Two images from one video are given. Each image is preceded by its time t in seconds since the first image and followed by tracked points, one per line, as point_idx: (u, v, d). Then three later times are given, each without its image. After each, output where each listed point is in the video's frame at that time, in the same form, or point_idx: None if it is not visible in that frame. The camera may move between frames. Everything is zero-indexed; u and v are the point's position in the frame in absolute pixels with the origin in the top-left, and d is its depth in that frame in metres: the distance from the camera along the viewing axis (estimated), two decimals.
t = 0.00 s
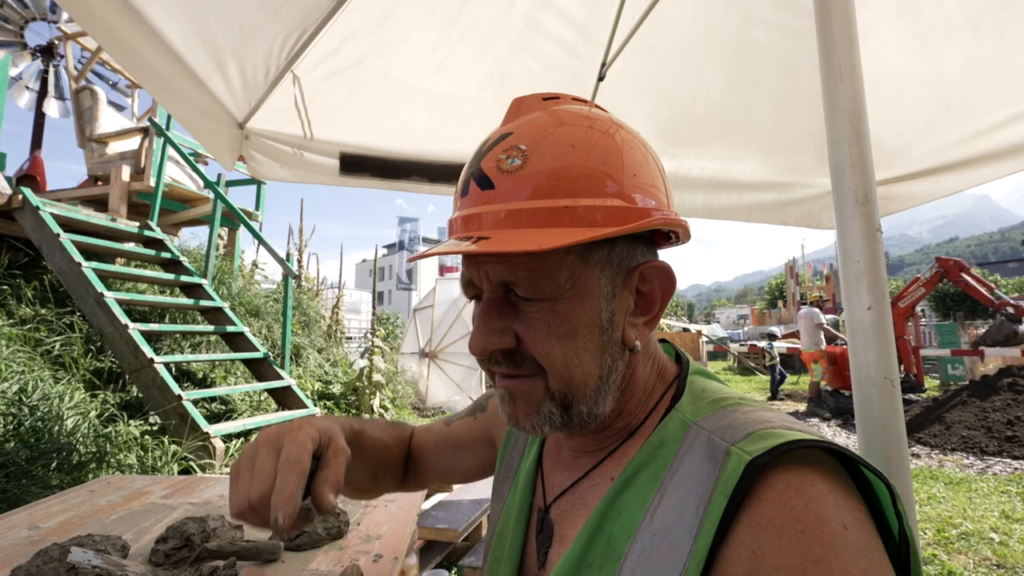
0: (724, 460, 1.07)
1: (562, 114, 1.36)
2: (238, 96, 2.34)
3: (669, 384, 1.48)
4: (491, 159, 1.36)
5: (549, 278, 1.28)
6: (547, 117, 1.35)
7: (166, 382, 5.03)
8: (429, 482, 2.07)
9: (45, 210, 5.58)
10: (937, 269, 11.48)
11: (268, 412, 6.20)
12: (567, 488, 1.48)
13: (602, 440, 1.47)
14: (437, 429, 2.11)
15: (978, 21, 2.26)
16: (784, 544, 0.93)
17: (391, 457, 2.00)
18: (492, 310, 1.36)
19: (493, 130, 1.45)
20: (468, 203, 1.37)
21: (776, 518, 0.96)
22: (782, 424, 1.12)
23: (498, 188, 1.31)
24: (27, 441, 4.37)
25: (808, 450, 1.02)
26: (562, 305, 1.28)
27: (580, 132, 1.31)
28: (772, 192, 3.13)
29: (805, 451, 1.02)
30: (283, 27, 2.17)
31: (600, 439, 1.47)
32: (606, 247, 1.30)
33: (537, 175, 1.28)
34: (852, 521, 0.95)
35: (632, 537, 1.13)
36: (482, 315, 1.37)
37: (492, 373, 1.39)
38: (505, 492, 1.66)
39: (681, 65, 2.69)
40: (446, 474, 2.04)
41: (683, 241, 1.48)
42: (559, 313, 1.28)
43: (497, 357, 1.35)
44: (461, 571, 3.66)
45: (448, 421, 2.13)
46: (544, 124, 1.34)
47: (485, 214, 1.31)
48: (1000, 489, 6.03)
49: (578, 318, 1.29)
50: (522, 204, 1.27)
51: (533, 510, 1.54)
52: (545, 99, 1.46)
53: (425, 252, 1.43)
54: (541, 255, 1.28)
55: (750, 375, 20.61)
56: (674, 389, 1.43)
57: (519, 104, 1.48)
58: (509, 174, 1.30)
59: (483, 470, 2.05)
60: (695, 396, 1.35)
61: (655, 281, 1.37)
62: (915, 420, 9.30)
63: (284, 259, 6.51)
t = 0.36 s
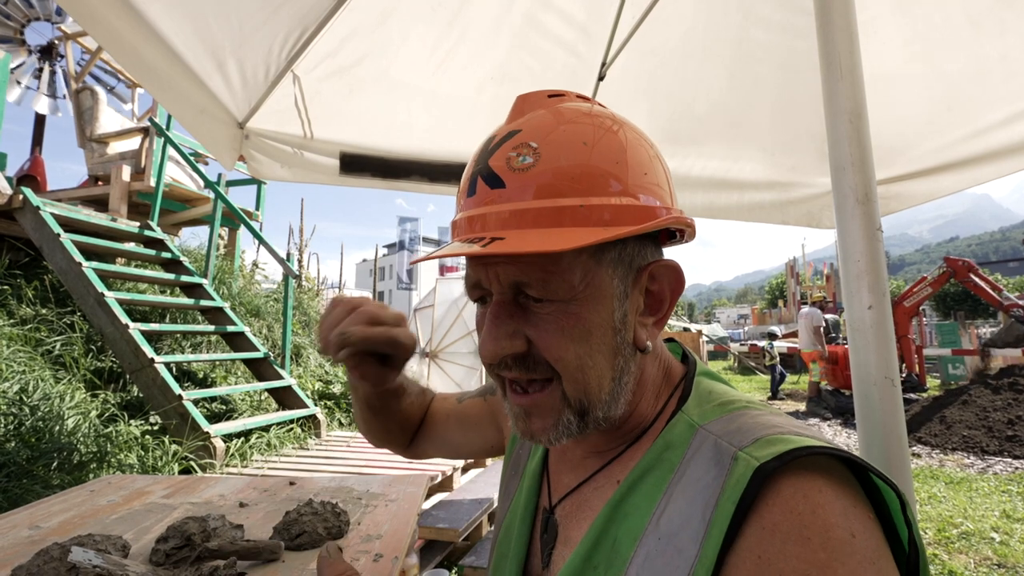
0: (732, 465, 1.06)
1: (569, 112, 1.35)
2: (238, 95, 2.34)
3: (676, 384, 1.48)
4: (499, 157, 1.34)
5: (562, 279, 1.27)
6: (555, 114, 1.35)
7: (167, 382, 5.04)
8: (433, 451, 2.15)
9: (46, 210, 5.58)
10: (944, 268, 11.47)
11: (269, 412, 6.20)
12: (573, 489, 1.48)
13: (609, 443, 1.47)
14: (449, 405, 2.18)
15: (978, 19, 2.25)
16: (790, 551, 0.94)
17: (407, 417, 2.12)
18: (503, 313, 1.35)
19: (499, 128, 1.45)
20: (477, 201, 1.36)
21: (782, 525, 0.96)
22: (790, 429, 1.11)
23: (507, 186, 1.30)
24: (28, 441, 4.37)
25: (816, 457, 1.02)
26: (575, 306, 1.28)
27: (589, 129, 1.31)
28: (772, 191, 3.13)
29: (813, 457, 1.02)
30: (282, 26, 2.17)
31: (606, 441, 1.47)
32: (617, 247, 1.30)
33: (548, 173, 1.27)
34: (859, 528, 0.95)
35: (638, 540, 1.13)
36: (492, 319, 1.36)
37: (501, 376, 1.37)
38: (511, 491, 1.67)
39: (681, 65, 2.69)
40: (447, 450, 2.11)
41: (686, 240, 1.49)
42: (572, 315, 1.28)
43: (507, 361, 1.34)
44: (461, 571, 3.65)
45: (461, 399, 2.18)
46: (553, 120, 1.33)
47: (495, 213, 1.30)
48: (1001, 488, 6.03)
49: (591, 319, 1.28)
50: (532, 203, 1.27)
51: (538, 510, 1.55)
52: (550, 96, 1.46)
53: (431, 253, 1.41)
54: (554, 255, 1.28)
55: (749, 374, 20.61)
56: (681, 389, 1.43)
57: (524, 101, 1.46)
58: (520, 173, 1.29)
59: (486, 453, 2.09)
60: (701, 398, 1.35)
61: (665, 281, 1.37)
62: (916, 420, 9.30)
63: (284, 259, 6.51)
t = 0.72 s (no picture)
0: (735, 462, 1.06)
1: (566, 108, 1.35)
2: (238, 94, 2.34)
3: (679, 380, 1.48)
4: (499, 154, 1.34)
5: (565, 274, 1.27)
6: (553, 111, 1.35)
7: (168, 380, 5.04)
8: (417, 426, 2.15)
9: (46, 209, 5.58)
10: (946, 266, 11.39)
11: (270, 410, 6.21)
12: (575, 486, 1.48)
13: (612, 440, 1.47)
14: (446, 384, 2.20)
15: (980, 14, 2.24)
16: (792, 547, 0.94)
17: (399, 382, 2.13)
18: (507, 310, 1.34)
19: (496, 126, 1.44)
20: (477, 200, 1.35)
21: (785, 521, 0.96)
22: (793, 427, 1.10)
23: (508, 182, 1.30)
24: (29, 440, 4.38)
25: (821, 455, 1.01)
26: (578, 301, 1.27)
27: (586, 123, 1.31)
28: (773, 188, 3.13)
29: (818, 455, 1.01)
30: (281, 24, 2.17)
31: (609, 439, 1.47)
32: (618, 241, 1.30)
33: (548, 169, 1.27)
34: (861, 525, 0.95)
35: (641, 536, 1.12)
36: (495, 317, 1.35)
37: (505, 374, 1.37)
38: (514, 487, 1.67)
39: (682, 62, 2.68)
40: (434, 426, 2.11)
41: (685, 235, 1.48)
42: (576, 310, 1.28)
43: (510, 358, 1.34)
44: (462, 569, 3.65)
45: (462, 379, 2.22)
46: (551, 116, 1.33)
47: (496, 210, 1.30)
48: (1002, 486, 6.03)
49: (594, 314, 1.28)
50: (534, 199, 1.26)
51: (541, 507, 1.55)
52: (546, 93, 1.45)
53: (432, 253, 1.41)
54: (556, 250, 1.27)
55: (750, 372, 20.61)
56: (684, 386, 1.42)
57: (521, 98, 1.46)
58: (520, 169, 1.29)
59: (480, 438, 2.08)
60: (704, 395, 1.34)
61: (666, 274, 1.37)
62: (917, 418, 9.29)
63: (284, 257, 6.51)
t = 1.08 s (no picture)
0: (738, 460, 1.06)
1: (579, 103, 1.37)
2: (238, 91, 2.33)
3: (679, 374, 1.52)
4: (521, 145, 1.31)
5: (597, 265, 1.26)
6: (568, 105, 1.36)
7: (169, 377, 5.04)
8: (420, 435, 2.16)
9: (46, 206, 5.57)
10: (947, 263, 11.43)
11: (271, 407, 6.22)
12: (578, 484, 1.48)
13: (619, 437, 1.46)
14: (443, 392, 2.17)
15: (984, 11, 2.23)
16: (795, 543, 0.93)
17: (384, 397, 2.08)
18: (534, 306, 1.30)
19: (506, 120, 1.41)
20: (501, 192, 1.31)
21: (788, 518, 0.96)
22: (795, 423, 1.11)
23: (536, 172, 1.27)
24: (31, 436, 4.39)
25: (822, 451, 1.01)
26: (609, 292, 1.27)
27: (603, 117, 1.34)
28: (774, 185, 3.12)
29: (820, 452, 1.01)
30: (281, 21, 2.16)
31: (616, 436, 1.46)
32: (637, 233, 1.32)
33: (576, 159, 1.27)
34: (864, 521, 0.94)
35: (644, 535, 1.12)
36: (522, 315, 1.30)
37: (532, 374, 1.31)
38: (515, 487, 1.67)
39: (683, 58, 2.67)
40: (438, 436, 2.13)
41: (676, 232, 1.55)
42: (607, 302, 1.27)
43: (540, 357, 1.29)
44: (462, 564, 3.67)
45: (457, 385, 2.20)
46: (569, 110, 1.34)
47: (527, 200, 1.26)
48: (1002, 483, 6.03)
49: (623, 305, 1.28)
50: (564, 188, 1.25)
51: (543, 506, 1.55)
52: (551, 91, 1.45)
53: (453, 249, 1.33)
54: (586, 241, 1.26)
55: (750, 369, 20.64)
56: (684, 378, 1.44)
57: (527, 95, 1.45)
58: (548, 160, 1.28)
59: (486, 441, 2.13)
60: (705, 393, 1.34)
61: (673, 267, 1.42)
62: (918, 415, 9.29)
63: (285, 254, 6.50)
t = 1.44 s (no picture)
0: (735, 462, 1.06)
1: (595, 99, 1.38)
2: (239, 90, 2.33)
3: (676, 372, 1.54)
4: (541, 134, 1.31)
5: (615, 257, 1.27)
6: (585, 100, 1.37)
7: (169, 376, 5.04)
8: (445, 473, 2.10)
9: (46, 205, 5.58)
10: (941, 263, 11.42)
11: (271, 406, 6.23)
12: (575, 484, 1.48)
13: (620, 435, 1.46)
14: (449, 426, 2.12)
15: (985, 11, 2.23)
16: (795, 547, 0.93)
17: (409, 449, 2.01)
18: (552, 297, 1.29)
19: (521, 111, 1.40)
20: (522, 180, 1.29)
21: (787, 522, 0.96)
22: (791, 424, 1.11)
23: (557, 163, 1.27)
24: (31, 434, 4.40)
25: (818, 453, 1.01)
26: (624, 285, 1.28)
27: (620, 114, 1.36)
28: (775, 184, 3.12)
29: (817, 455, 1.01)
30: (282, 20, 2.16)
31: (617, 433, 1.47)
32: (647, 228, 1.35)
33: (598, 151, 1.28)
34: (861, 523, 0.95)
35: (642, 537, 1.13)
36: (538, 307, 1.29)
37: (546, 367, 1.30)
38: (511, 488, 1.67)
39: (684, 58, 2.67)
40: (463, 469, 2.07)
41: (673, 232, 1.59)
42: (622, 295, 1.28)
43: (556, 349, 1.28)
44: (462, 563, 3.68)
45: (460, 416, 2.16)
46: (587, 104, 1.35)
47: (549, 189, 1.26)
48: (1002, 483, 6.03)
49: (637, 299, 1.30)
50: (586, 178, 1.25)
51: (539, 505, 1.55)
52: (563, 87, 1.46)
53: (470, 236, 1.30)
54: (605, 234, 1.27)
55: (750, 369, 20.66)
56: (683, 376, 1.45)
57: (541, 88, 1.45)
58: (570, 151, 1.28)
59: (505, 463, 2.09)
60: (702, 393, 1.35)
61: (677, 264, 1.44)
62: (918, 415, 9.29)
63: (285, 253, 6.51)
